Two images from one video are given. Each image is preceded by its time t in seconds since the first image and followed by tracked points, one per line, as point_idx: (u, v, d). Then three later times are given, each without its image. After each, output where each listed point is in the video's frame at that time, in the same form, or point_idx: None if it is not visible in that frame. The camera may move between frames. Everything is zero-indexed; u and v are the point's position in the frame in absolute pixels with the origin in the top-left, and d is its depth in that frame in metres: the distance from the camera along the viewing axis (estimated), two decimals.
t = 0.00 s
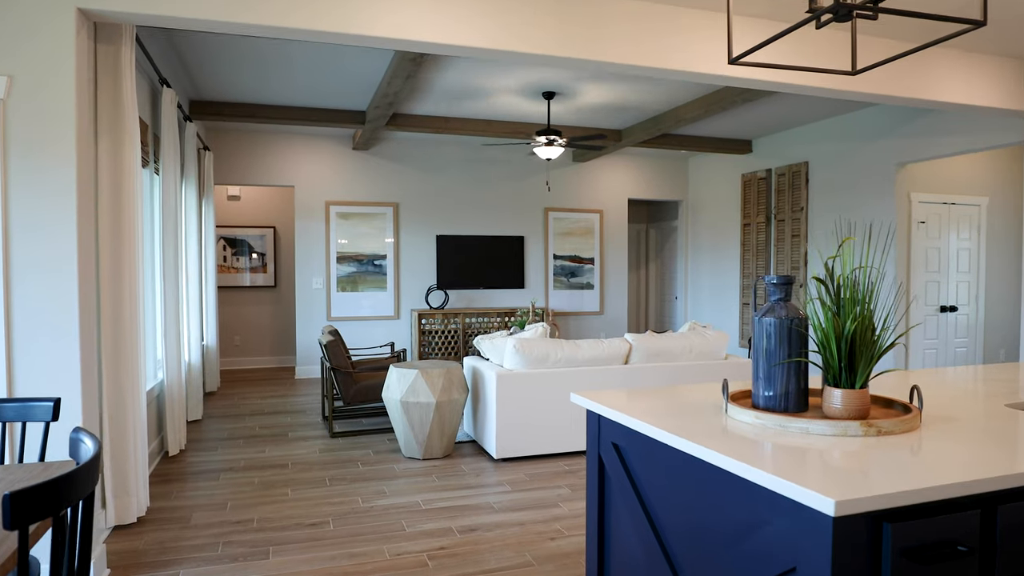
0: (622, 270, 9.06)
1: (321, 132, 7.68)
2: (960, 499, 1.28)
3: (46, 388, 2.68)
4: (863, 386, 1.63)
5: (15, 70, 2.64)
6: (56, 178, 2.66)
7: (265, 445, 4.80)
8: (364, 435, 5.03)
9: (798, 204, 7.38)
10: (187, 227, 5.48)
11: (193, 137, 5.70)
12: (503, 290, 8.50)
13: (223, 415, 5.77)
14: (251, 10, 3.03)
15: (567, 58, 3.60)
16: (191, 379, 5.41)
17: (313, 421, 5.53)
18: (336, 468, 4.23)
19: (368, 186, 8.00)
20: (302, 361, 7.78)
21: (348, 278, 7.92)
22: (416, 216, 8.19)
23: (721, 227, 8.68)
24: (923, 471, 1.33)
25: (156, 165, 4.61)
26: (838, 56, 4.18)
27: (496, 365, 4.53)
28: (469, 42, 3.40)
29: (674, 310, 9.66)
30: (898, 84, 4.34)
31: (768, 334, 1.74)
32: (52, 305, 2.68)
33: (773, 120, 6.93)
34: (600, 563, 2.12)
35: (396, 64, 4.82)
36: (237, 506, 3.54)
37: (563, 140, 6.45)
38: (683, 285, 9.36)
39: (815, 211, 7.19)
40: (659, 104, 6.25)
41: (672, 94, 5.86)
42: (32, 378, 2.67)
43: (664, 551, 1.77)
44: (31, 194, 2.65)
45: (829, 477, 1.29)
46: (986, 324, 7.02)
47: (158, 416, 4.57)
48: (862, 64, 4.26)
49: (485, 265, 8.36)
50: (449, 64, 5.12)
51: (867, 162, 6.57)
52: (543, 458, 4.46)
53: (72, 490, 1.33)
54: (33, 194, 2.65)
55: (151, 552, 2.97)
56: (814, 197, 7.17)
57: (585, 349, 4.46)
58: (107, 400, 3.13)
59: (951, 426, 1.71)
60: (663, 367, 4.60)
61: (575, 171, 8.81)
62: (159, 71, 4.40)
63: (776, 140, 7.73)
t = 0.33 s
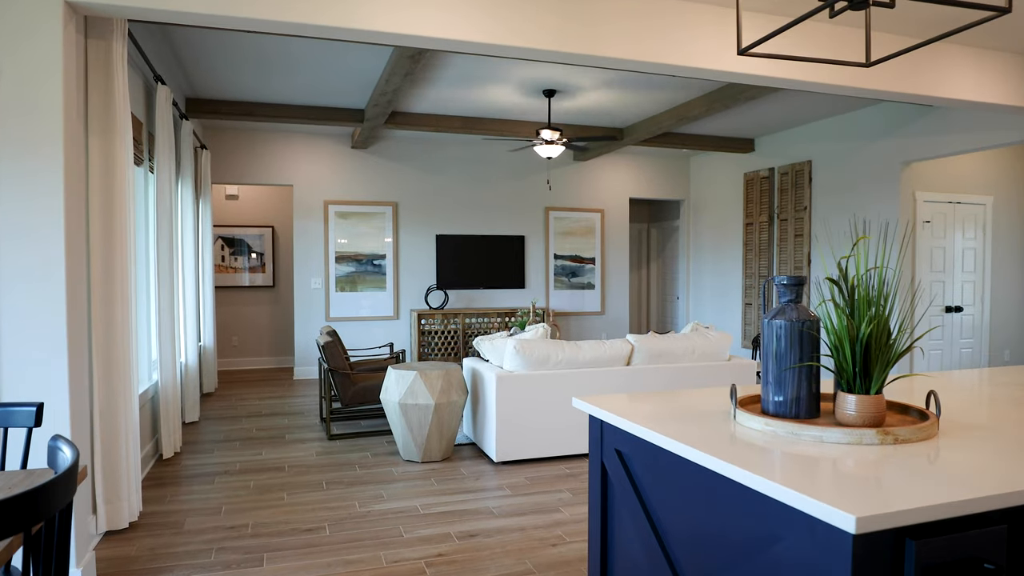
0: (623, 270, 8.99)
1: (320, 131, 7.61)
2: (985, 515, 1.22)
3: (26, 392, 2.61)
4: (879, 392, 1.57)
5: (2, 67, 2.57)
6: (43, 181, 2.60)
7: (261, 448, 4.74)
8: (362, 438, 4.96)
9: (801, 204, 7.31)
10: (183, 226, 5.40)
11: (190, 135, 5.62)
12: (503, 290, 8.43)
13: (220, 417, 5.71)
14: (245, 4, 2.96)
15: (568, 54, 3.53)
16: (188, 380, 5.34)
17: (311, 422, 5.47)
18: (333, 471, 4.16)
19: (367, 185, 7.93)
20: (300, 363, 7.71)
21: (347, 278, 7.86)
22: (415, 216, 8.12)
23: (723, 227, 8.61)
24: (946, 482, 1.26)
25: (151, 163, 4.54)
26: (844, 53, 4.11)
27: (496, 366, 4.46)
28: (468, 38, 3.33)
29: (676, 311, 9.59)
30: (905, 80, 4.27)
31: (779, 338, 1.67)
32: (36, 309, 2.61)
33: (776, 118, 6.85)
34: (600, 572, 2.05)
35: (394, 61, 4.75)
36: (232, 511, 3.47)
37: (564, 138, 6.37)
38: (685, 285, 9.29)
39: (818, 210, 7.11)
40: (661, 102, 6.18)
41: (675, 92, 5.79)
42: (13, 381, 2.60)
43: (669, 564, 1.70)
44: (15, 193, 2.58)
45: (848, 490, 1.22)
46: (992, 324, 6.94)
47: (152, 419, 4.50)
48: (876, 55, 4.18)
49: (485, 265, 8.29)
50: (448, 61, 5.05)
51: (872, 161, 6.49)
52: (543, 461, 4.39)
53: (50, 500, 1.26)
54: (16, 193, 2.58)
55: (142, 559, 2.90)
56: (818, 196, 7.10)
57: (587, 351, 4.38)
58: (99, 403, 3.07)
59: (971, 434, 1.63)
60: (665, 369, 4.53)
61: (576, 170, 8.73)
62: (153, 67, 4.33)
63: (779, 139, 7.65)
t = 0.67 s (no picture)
0: (624, 271, 8.91)
1: (319, 129, 7.54)
2: (1015, 532, 1.15)
3: (8, 398, 2.53)
4: (897, 397, 1.49)
5: None
6: (29, 180, 2.54)
7: (257, 450, 4.66)
8: (360, 440, 4.89)
9: (803, 203, 7.24)
10: (178, 225, 5.33)
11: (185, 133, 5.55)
12: (503, 290, 8.36)
13: (216, 419, 5.63)
14: None
15: (570, 49, 3.46)
16: (184, 381, 5.27)
17: (308, 424, 5.39)
18: (330, 475, 4.09)
19: (365, 184, 7.86)
20: (298, 363, 7.64)
21: (345, 278, 7.78)
22: (414, 216, 8.04)
23: (724, 226, 8.53)
24: (974, 496, 1.19)
25: (145, 161, 4.47)
26: (851, 49, 4.03)
27: (496, 368, 4.39)
28: (468, 32, 3.26)
29: (677, 311, 9.52)
30: (913, 77, 4.20)
31: (791, 340, 1.60)
32: (14, 311, 2.53)
33: (780, 117, 6.78)
34: None
35: (392, 58, 4.67)
36: (225, 516, 3.40)
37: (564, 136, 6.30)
38: (686, 285, 9.22)
39: (821, 210, 7.05)
40: (663, 100, 6.11)
41: (677, 89, 5.71)
42: None
43: None
44: None
45: (872, 505, 1.14)
46: (997, 326, 6.86)
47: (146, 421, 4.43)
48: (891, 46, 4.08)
49: (484, 265, 8.22)
50: (447, 58, 4.98)
51: (876, 160, 6.42)
52: (544, 464, 4.32)
53: (26, 511, 1.19)
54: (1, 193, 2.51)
55: (134, 566, 2.83)
56: (821, 195, 7.03)
57: (588, 352, 4.31)
58: (89, 409, 3.00)
59: (993, 441, 1.56)
60: (667, 370, 4.46)
61: (577, 170, 8.66)
62: (147, 64, 4.26)
63: (782, 138, 7.58)
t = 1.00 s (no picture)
0: (624, 271, 8.83)
1: (317, 127, 7.46)
2: None
3: None
4: (919, 405, 1.41)
5: None
6: (13, 174, 2.46)
7: (252, 453, 4.59)
8: (356, 443, 4.81)
9: (806, 203, 7.17)
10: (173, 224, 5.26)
11: (180, 131, 5.47)
12: (503, 290, 8.29)
13: (211, 421, 5.56)
14: None
15: (571, 44, 3.38)
16: (178, 383, 5.20)
17: (304, 427, 5.31)
18: (326, 479, 4.01)
19: (363, 184, 7.78)
20: (295, 364, 7.55)
21: (343, 278, 7.70)
22: (413, 215, 7.96)
23: (726, 226, 8.46)
24: (1005, 514, 1.12)
25: (138, 159, 4.39)
26: (858, 45, 3.96)
27: (495, 370, 4.31)
28: (467, 26, 3.18)
29: (677, 312, 9.45)
30: (920, 73, 4.12)
31: (806, 345, 1.53)
32: None
33: (782, 115, 6.70)
34: None
35: (389, 54, 4.59)
36: (219, 522, 3.32)
37: (564, 135, 6.22)
38: (687, 285, 9.14)
39: (824, 209, 6.97)
40: (665, 98, 6.04)
41: (679, 86, 5.64)
42: None
43: None
44: None
45: (901, 526, 1.07)
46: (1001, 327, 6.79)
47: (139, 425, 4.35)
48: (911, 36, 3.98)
49: (483, 265, 8.15)
50: (446, 54, 4.89)
51: (880, 158, 6.35)
52: (543, 468, 4.24)
53: None
54: None
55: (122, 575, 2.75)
56: (824, 195, 6.96)
57: (589, 353, 4.23)
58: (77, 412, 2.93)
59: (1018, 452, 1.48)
60: (669, 372, 4.38)
61: (577, 169, 8.59)
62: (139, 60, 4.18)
63: (784, 137, 7.51)
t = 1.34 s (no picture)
0: (624, 271, 8.76)
1: (314, 126, 7.38)
2: None
3: None
4: (942, 414, 1.34)
5: None
6: None
7: (247, 457, 4.51)
8: (353, 447, 4.73)
9: (808, 202, 7.09)
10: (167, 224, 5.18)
11: (174, 129, 5.38)
12: (502, 290, 8.21)
13: (206, 423, 5.47)
14: None
15: (572, 38, 3.30)
16: (173, 385, 5.11)
17: (300, 429, 5.23)
18: (322, 483, 3.93)
19: (361, 183, 7.69)
20: (291, 366, 7.47)
21: (341, 278, 7.62)
22: (411, 215, 7.89)
23: (727, 225, 8.38)
24: None
25: (130, 157, 4.32)
26: (864, 40, 3.88)
27: (494, 372, 4.24)
28: (465, 19, 3.10)
29: (678, 312, 9.37)
30: (926, 70, 4.05)
31: (820, 351, 1.45)
32: None
33: (784, 113, 6.62)
34: None
35: (386, 51, 4.50)
36: (210, 528, 3.24)
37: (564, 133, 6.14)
38: (688, 285, 9.07)
39: (826, 208, 6.90)
40: (666, 96, 5.96)
41: (680, 84, 5.56)
42: None
43: None
44: None
45: (932, 551, 0.99)
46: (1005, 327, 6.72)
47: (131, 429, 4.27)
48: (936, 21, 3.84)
49: (482, 265, 8.07)
50: (444, 51, 4.81)
51: (883, 157, 6.28)
52: (543, 472, 4.16)
53: None
54: None
55: None
56: (826, 194, 6.88)
57: (589, 355, 4.16)
58: (64, 416, 2.86)
59: None
60: (671, 374, 4.31)
61: (577, 168, 8.51)
62: (131, 56, 4.10)
63: (786, 135, 7.43)
